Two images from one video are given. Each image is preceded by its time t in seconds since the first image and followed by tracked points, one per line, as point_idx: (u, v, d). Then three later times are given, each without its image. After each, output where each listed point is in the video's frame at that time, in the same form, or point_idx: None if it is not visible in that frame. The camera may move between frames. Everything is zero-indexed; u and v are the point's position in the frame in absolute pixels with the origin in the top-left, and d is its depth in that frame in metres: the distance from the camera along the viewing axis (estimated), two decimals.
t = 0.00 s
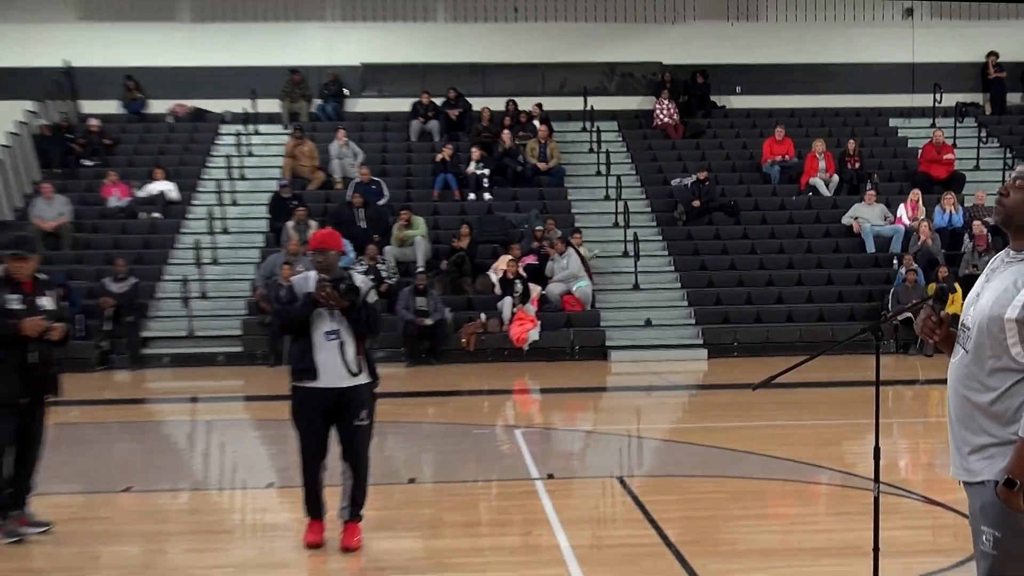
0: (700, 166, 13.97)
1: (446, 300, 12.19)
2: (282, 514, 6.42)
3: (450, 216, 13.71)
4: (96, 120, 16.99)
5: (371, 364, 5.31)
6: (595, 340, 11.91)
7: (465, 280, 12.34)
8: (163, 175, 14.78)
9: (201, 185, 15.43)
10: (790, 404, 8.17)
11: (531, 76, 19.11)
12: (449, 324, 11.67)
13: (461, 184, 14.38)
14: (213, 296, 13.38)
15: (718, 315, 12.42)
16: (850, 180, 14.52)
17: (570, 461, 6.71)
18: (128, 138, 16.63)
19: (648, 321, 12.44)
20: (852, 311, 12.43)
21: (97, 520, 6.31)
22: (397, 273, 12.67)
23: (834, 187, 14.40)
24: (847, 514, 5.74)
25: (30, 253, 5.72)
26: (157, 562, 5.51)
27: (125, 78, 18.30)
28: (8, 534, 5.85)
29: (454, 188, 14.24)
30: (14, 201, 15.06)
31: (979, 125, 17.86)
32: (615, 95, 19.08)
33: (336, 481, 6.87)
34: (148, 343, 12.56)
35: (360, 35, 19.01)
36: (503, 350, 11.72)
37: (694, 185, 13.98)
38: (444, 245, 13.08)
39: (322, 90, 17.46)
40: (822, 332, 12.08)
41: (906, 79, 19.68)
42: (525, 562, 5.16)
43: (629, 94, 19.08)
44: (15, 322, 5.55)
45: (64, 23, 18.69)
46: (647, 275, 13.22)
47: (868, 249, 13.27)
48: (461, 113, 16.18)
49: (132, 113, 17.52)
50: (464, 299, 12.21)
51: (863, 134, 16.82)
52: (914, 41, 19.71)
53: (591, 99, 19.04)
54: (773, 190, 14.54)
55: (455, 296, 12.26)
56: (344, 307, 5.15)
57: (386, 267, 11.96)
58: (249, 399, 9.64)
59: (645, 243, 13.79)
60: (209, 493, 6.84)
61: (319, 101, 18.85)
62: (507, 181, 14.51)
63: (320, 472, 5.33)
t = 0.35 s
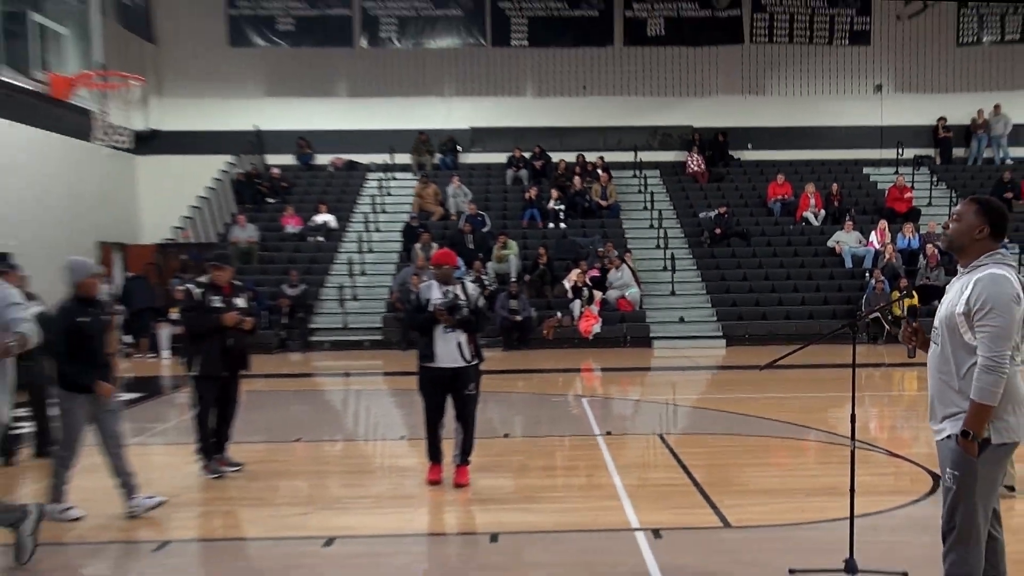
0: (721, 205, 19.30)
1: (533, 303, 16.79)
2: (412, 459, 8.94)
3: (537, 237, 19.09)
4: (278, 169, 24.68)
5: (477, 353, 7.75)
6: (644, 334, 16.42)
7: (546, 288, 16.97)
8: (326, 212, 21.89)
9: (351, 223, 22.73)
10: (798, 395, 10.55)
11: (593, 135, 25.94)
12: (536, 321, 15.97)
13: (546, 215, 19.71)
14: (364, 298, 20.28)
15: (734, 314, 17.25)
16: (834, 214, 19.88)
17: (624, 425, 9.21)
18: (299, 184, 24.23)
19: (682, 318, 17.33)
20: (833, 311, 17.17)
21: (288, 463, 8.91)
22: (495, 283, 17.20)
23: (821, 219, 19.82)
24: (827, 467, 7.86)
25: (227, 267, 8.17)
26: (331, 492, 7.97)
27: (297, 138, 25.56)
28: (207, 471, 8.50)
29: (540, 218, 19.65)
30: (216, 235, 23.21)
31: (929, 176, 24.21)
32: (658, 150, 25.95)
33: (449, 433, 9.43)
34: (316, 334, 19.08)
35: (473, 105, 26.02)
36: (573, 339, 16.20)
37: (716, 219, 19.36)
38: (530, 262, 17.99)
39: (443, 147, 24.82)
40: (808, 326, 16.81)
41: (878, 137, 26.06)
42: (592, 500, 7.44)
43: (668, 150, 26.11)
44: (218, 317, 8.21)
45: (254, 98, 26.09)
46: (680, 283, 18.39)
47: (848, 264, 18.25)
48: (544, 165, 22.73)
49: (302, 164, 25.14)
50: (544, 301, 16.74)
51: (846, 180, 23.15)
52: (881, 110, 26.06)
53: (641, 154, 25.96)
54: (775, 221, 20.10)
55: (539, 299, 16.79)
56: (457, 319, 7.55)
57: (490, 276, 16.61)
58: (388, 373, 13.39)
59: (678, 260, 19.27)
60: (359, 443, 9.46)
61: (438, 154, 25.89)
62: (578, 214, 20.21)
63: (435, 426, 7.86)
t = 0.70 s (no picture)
0: (773, 228, 24.21)
1: (620, 305, 21.66)
2: (518, 433, 10.83)
3: (623, 253, 24.17)
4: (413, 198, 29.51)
5: (575, 347, 9.55)
6: (710, 334, 20.94)
7: (631, 294, 21.81)
8: (450, 232, 25.95)
9: (470, 240, 26.91)
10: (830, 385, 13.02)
11: (670, 170, 30.59)
12: (619, 323, 20.88)
13: (631, 236, 25.03)
14: (482, 301, 23.75)
15: (785, 317, 21.74)
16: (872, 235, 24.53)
17: (690, 407, 11.47)
18: (431, 210, 28.71)
19: (743, 321, 22.01)
20: (865, 315, 21.35)
21: (421, 436, 10.69)
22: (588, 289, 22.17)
23: (861, 238, 24.56)
24: (867, 445, 9.32)
25: (374, 277, 9.61)
26: (454, 460, 9.40)
27: (429, 172, 30.53)
28: (353, 440, 10.14)
29: (626, 237, 24.95)
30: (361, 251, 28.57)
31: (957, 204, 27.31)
32: (723, 180, 30.44)
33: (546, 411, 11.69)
34: (441, 333, 22.46)
35: (573, 145, 30.88)
36: (652, 336, 20.87)
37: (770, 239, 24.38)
38: (615, 275, 23.02)
39: (546, 179, 29.37)
40: (845, 328, 20.99)
41: (918, 170, 29.96)
42: (667, 472, 8.79)
43: (735, 181, 30.37)
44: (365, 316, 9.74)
45: (395, 140, 31.28)
46: (742, 293, 23.29)
47: (882, 275, 22.60)
48: (626, 193, 27.66)
49: (434, 193, 29.79)
50: (629, 305, 21.55)
51: (883, 207, 27.61)
52: (915, 146, 30.01)
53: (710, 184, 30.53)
54: (821, 241, 24.94)
55: (624, 302, 21.72)
56: (558, 320, 9.39)
57: (583, 285, 21.69)
58: (500, 362, 17.13)
59: (739, 273, 24.37)
60: (476, 419, 11.59)
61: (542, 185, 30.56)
62: (656, 232, 25.54)
63: (539, 405, 9.72)
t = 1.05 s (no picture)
0: (848, 229, 23.84)
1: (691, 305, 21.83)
2: (589, 431, 10.89)
3: (695, 254, 24.11)
4: (490, 199, 30.18)
5: (649, 350, 9.32)
6: (782, 335, 20.99)
7: (702, 293, 21.96)
8: (525, 233, 26.33)
9: (544, 241, 27.24)
10: (903, 388, 13.08)
11: (743, 171, 30.22)
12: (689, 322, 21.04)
13: (702, 236, 24.97)
14: (555, 301, 24.23)
15: (858, 319, 21.51)
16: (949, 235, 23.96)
17: (759, 408, 11.63)
18: (507, 211, 29.27)
19: (815, 322, 21.84)
20: (943, 317, 20.95)
21: (493, 431, 10.87)
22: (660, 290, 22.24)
23: (938, 239, 24.03)
24: (940, 448, 9.28)
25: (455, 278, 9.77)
26: (526, 455, 9.47)
27: (505, 175, 31.25)
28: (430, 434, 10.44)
29: (697, 238, 24.89)
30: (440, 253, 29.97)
31: None
32: (797, 182, 29.90)
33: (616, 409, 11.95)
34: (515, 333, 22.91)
35: (647, 147, 30.89)
36: (722, 336, 20.98)
37: (844, 239, 24.02)
38: (685, 274, 23.16)
39: (619, 182, 29.55)
40: (922, 331, 20.64)
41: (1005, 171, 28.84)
42: (739, 470, 8.61)
43: (810, 183, 29.79)
44: (442, 315, 9.88)
45: (473, 145, 31.99)
46: (815, 293, 23.04)
47: (959, 278, 22.08)
48: (697, 193, 27.60)
49: (510, 195, 30.37)
50: (699, 305, 21.73)
51: (960, 209, 26.69)
52: (994, 146, 29.01)
53: (783, 185, 30.02)
54: (897, 242, 24.47)
55: (695, 302, 21.89)
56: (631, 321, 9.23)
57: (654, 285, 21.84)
58: (571, 361, 17.48)
59: (813, 275, 24.04)
60: (547, 416, 11.86)
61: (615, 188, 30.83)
62: (727, 233, 25.39)
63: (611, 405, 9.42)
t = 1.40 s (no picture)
0: (881, 227, 23.51)
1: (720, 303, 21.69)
2: (617, 429, 10.89)
3: (725, 252, 23.93)
4: (519, 198, 30.29)
5: (675, 347, 9.27)
6: (812, 333, 20.86)
7: (731, 291, 21.82)
8: (554, 231, 26.39)
9: (573, 239, 27.24)
10: (937, 388, 12.88)
11: (774, 168, 29.96)
12: (719, 320, 20.93)
13: (732, 234, 24.74)
14: (584, 299, 24.28)
15: (890, 318, 21.25)
16: (983, 233, 23.50)
17: (789, 407, 11.55)
18: (536, 209, 29.32)
19: (847, 320, 21.60)
20: (978, 317, 20.59)
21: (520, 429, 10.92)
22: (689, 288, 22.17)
23: (973, 236, 23.57)
24: (973, 448, 9.16)
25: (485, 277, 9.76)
26: (553, 453, 9.51)
27: (535, 173, 31.31)
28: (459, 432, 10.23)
29: (727, 236, 24.68)
30: (470, 251, 30.21)
31: None
32: (828, 179, 29.57)
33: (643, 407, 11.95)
34: (544, 331, 22.97)
35: (676, 145, 30.75)
36: (751, 335, 20.89)
37: (878, 237, 23.67)
38: (714, 273, 22.98)
39: (648, 180, 29.48)
40: (955, 329, 20.33)
41: None
42: (767, 469, 8.56)
43: (842, 180, 29.43)
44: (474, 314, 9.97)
45: (502, 143, 32.08)
46: (847, 291, 22.75)
47: (995, 276, 21.66)
48: (726, 191, 27.40)
49: (539, 194, 30.39)
50: (728, 303, 21.64)
51: (997, 206, 26.15)
52: None
53: (814, 182, 29.69)
54: (931, 240, 24.05)
55: (725, 301, 21.76)
56: (657, 320, 9.17)
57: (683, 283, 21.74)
58: (599, 359, 17.50)
59: (845, 273, 23.74)
60: (575, 414, 11.89)
61: (645, 185, 30.74)
62: (757, 231, 25.17)
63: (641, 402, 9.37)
